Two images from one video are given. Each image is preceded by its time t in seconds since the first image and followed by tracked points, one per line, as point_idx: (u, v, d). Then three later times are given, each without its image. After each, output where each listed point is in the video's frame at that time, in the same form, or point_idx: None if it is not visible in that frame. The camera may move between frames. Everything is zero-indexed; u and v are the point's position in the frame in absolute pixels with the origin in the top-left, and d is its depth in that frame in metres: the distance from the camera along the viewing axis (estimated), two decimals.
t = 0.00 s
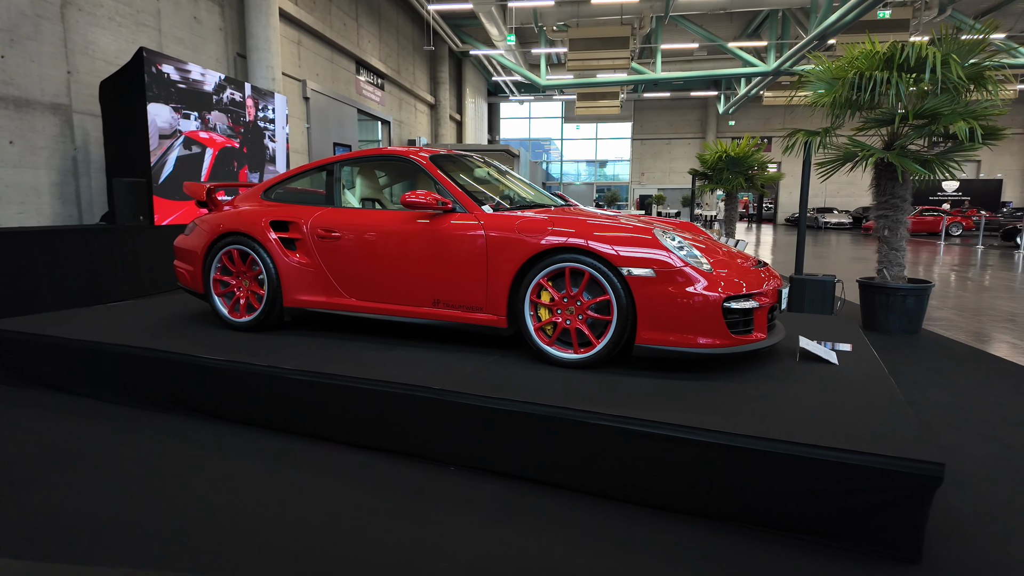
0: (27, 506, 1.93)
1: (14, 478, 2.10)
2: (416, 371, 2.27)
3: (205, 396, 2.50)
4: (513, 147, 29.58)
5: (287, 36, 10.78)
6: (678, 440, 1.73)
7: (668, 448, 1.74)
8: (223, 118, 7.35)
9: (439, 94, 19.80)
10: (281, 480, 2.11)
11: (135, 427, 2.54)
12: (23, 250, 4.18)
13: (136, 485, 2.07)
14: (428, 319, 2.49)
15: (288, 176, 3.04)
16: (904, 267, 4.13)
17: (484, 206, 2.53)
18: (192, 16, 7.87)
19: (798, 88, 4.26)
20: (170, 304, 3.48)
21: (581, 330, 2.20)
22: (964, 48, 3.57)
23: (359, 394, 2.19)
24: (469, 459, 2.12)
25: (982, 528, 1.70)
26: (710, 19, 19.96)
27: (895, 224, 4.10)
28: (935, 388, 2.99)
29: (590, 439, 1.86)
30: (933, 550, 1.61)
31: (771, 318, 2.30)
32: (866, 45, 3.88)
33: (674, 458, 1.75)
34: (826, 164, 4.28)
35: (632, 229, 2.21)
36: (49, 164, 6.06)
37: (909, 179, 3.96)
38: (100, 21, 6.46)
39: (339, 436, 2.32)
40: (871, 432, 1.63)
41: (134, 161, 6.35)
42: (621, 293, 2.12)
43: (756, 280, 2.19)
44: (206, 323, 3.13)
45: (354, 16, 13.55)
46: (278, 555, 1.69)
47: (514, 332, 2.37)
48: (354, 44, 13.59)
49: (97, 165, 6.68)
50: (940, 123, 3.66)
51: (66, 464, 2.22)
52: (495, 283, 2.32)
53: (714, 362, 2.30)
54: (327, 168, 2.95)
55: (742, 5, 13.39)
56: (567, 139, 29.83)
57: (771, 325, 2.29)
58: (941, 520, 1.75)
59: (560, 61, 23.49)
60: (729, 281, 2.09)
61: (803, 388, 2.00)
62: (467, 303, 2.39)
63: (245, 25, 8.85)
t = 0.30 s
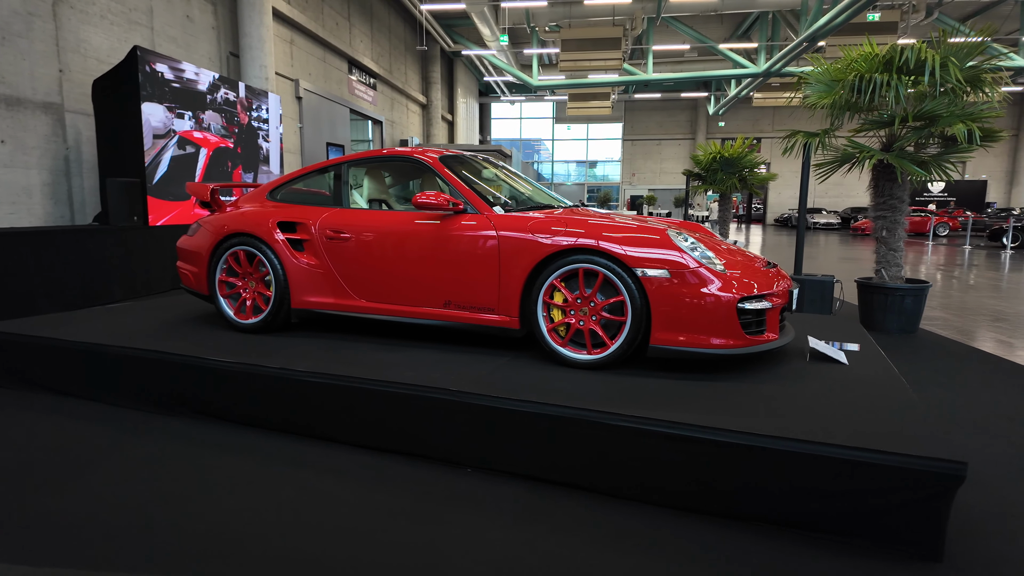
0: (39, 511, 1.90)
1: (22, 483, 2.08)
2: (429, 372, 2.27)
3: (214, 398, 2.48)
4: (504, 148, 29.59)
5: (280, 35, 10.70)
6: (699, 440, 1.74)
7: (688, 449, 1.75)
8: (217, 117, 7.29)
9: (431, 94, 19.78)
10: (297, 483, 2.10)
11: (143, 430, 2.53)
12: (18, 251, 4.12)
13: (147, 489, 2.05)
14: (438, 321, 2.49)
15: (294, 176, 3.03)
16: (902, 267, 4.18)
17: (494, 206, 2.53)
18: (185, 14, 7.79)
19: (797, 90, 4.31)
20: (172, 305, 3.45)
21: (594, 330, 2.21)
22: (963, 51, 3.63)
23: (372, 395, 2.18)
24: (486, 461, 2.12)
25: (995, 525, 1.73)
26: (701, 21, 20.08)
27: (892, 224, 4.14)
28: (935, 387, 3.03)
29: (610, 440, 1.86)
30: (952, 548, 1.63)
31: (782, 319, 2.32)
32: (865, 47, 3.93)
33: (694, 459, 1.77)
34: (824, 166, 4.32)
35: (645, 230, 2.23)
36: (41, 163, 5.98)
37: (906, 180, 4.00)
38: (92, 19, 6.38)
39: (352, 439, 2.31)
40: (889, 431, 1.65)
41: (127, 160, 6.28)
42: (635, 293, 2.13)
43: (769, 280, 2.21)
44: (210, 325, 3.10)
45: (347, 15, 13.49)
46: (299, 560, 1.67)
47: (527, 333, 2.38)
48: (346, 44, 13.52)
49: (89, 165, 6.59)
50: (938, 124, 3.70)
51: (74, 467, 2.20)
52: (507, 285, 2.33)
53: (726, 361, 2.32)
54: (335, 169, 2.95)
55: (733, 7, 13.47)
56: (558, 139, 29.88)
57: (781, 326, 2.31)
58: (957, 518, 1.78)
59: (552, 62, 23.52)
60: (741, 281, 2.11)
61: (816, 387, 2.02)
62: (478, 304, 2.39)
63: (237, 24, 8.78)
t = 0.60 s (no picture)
0: (43, 518, 1.85)
1: (22, 490, 2.03)
2: (438, 373, 2.26)
3: (218, 401, 2.44)
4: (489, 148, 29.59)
5: (265, 33, 10.57)
6: (714, 438, 1.76)
7: (703, 447, 1.77)
8: (202, 116, 7.17)
9: (415, 93, 19.71)
10: (307, 486, 2.07)
11: (143, 433, 2.48)
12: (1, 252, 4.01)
13: (154, 494, 2.01)
14: (442, 321, 2.49)
15: (293, 176, 3.00)
16: (890, 266, 4.27)
17: (498, 206, 2.53)
18: (169, 11, 7.66)
19: (788, 91, 4.39)
20: (167, 307, 3.39)
21: (600, 330, 2.22)
22: (951, 53, 3.72)
23: (381, 397, 2.17)
24: (498, 461, 2.12)
25: (999, 517, 1.78)
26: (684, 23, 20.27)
27: (881, 224, 4.23)
28: (927, 382, 3.11)
29: (624, 439, 1.87)
30: (962, 541, 1.67)
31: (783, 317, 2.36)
32: (854, 50, 4.02)
33: (709, 457, 1.78)
34: (814, 166, 4.40)
35: (651, 230, 2.25)
36: (22, 162, 5.84)
37: (895, 180, 4.09)
38: (74, 15, 6.24)
39: (361, 441, 2.30)
40: (899, 427, 1.69)
41: (111, 160, 6.15)
42: (642, 292, 2.15)
43: (772, 279, 2.25)
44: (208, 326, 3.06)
45: (331, 14, 13.37)
46: (318, 563, 1.65)
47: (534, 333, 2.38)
48: (331, 42, 13.41)
49: (71, 164, 6.45)
50: (926, 126, 3.79)
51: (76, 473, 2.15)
52: (513, 285, 2.33)
53: (730, 359, 2.35)
54: (334, 168, 2.92)
55: (717, 9, 13.62)
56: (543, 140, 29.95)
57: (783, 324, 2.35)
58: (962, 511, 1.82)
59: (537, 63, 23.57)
60: (745, 280, 2.14)
61: (822, 385, 2.06)
62: (484, 305, 2.39)
63: (222, 21, 8.65)
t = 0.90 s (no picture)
0: (37, 527, 1.80)
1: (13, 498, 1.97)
2: (439, 374, 2.24)
3: (213, 405, 2.40)
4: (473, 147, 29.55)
5: (247, 31, 10.41)
6: (720, 437, 1.77)
7: (709, 445, 1.78)
8: (184, 114, 7.04)
9: (399, 92, 19.60)
10: (310, 491, 2.04)
11: (136, 439, 2.43)
12: None
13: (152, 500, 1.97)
14: (441, 321, 2.47)
15: (285, 175, 2.96)
16: (876, 264, 4.36)
17: (497, 206, 2.53)
18: (149, 8, 7.51)
19: (774, 92, 4.46)
20: (156, 309, 3.32)
21: (601, 329, 2.23)
22: (935, 55, 3.82)
23: (383, 399, 2.15)
24: (503, 463, 2.11)
25: (995, 510, 1.83)
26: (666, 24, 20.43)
27: (867, 223, 4.32)
28: (913, 378, 3.18)
29: (630, 439, 1.88)
30: (962, 535, 1.71)
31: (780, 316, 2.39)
32: (840, 52, 4.09)
33: (715, 455, 1.80)
34: (802, 165, 4.46)
35: (651, 230, 2.26)
36: None
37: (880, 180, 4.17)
38: (51, 11, 6.08)
39: (362, 444, 2.27)
40: (901, 424, 1.72)
41: (91, 160, 6.01)
42: (643, 292, 2.16)
43: (769, 278, 2.28)
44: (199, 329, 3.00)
45: (314, 12, 13.22)
46: (325, 569, 1.63)
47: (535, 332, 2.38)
48: (314, 41, 13.26)
49: (49, 163, 6.30)
50: (911, 127, 3.87)
51: (69, 479, 2.10)
52: (513, 285, 2.32)
53: (729, 358, 2.37)
54: (328, 168, 2.89)
55: (699, 11, 13.76)
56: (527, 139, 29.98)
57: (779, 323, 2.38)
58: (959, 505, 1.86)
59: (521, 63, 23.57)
60: (744, 279, 2.17)
61: (822, 382, 2.08)
62: (484, 305, 2.39)
63: (203, 18, 8.50)
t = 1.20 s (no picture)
0: (31, 537, 1.74)
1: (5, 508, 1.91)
2: (444, 375, 2.21)
3: (211, 409, 2.35)
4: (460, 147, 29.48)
5: (232, 29, 10.26)
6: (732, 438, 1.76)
7: (721, 446, 1.77)
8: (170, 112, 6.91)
9: (385, 91, 19.47)
10: (314, 496, 2.00)
11: (131, 444, 2.37)
12: None
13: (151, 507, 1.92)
14: (443, 322, 2.44)
15: (281, 174, 2.90)
16: (868, 263, 4.40)
17: (500, 206, 2.51)
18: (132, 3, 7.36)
19: (767, 92, 4.48)
20: (147, 311, 3.25)
21: (607, 329, 2.22)
22: (926, 55, 3.88)
23: (388, 402, 2.11)
24: (511, 465, 2.09)
25: (1000, 508, 1.85)
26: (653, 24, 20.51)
27: (860, 222, 4.36)
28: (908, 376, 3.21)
29: (641, 440, 1.86)
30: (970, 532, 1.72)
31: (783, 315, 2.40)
32: (833, 52, 4.13)
33: (727, 456, 1.79)
34: (795, 165, 4.49)
35: (656, 229, 2.26)
36: None
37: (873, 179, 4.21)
38: (32, 5, 5.93)
39: (365, 447, 2.24)
40: (912, 422, 1.72)
41: (72, 158, 5.86)
42: (649, 291, 2.15)
43: (773, 278, 2.29)
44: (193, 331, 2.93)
45: (300, 9, 13.07)
46: None
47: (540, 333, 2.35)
48: (300, 38, 13.11)
49: (31, 162, 6.16)
50: (904, 127, 3.92)
51: (63, 487, 2.04)
52: (517, 285, 2.30)
53: (733, 357, 2.37)
54: (325, 167, 2.84)
55: (686, 11, 13.84)
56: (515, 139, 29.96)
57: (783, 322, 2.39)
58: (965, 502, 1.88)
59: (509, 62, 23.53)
60: (750, 279, 2.17)
61: (828, 381, 2.09)
62: (487, 305, 2.36)
63: (188, 15, 8.36)
